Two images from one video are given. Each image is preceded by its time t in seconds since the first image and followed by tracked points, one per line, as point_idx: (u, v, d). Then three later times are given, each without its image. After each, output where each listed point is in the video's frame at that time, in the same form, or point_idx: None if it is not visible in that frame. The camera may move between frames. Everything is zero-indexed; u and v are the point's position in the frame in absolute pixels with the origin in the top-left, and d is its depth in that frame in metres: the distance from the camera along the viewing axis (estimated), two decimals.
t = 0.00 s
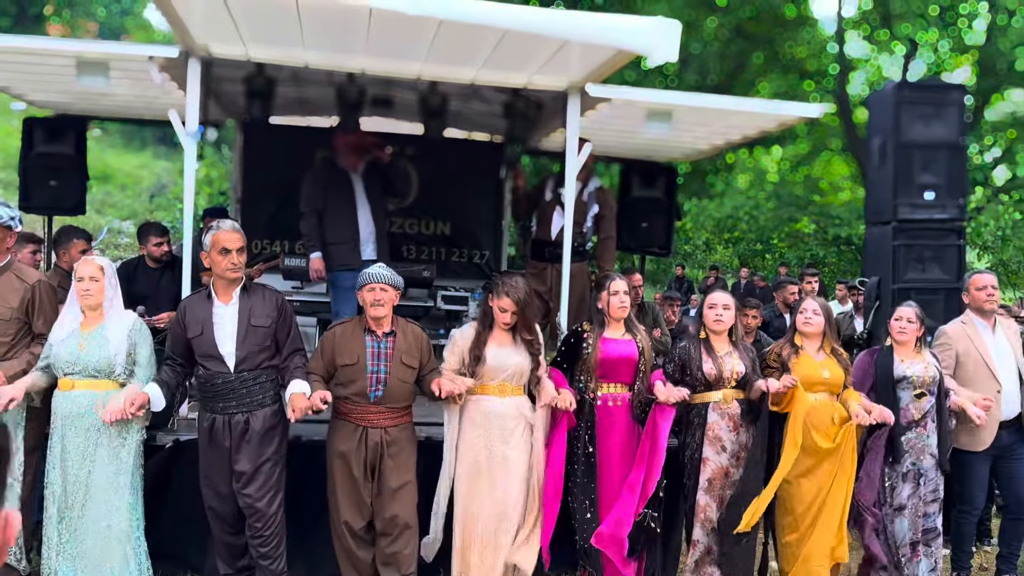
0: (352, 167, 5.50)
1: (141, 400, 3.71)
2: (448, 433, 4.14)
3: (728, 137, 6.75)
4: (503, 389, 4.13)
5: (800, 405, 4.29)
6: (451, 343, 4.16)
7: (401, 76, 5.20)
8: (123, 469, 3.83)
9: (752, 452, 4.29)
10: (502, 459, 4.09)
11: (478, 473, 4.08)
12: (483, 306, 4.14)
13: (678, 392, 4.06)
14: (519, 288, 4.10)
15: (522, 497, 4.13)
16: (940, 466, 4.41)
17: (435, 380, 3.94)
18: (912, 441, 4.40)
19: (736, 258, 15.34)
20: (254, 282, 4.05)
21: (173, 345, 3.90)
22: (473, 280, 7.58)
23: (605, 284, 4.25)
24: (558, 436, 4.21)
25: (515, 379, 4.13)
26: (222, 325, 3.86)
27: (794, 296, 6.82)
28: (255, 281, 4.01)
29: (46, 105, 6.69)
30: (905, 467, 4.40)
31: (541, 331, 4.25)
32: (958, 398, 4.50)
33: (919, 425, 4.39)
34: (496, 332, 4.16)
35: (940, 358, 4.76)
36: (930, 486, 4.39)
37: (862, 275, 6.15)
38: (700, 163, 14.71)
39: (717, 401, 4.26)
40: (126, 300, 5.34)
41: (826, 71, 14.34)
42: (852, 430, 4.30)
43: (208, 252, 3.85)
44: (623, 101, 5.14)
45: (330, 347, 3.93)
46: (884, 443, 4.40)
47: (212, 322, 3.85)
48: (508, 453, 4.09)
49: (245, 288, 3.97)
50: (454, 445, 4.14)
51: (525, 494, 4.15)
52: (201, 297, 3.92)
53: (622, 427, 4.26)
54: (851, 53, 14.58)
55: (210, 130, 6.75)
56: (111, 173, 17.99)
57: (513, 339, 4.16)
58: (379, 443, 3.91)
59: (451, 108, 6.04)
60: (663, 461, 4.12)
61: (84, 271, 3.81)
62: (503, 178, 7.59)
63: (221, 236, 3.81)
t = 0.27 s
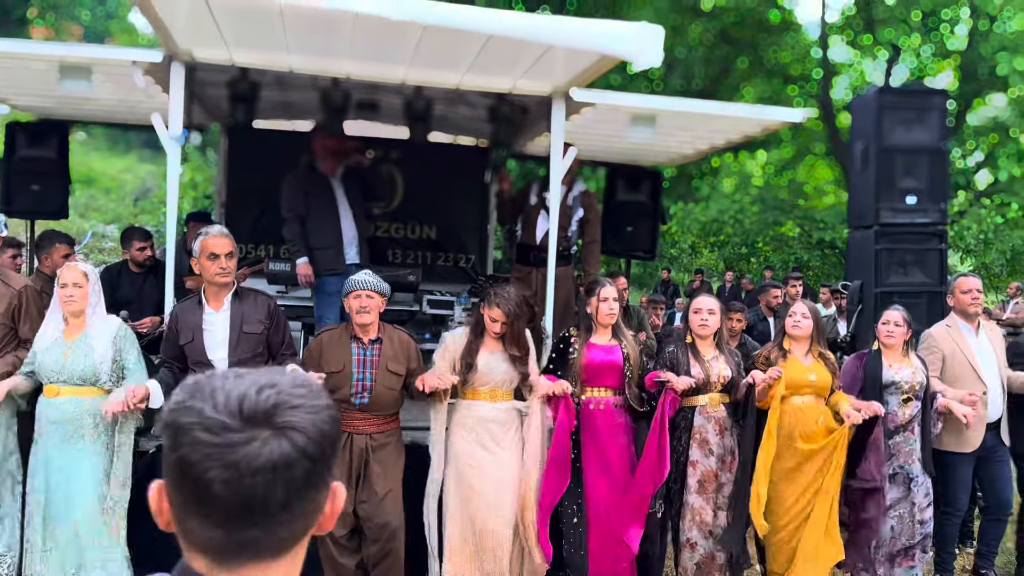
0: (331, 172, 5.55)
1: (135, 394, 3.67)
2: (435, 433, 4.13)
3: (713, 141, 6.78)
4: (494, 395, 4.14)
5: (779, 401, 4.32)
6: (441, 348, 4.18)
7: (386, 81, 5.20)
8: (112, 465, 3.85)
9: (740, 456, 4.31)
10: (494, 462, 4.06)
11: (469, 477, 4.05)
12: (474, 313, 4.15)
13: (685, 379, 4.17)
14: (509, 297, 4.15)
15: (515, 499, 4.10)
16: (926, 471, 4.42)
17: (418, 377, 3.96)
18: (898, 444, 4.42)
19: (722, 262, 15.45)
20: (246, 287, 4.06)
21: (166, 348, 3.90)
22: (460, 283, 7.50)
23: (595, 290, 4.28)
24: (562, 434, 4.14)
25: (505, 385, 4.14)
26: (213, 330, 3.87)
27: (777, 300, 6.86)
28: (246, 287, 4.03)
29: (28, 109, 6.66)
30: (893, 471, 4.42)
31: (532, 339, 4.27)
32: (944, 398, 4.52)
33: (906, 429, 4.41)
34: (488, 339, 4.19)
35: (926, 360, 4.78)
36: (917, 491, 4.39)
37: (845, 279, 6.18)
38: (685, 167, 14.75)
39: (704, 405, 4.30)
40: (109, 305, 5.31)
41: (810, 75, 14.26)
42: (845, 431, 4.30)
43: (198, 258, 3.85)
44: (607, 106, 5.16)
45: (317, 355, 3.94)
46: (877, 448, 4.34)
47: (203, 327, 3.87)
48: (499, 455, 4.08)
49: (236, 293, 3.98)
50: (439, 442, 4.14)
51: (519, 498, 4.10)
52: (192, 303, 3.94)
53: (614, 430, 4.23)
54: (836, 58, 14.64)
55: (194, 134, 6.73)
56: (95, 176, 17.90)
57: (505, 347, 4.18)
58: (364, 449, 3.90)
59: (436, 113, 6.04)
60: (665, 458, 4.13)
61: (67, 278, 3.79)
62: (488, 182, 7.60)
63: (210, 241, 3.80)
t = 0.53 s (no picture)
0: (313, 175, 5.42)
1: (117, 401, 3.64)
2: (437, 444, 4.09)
3: (697, 146, 6.80)
4: (494, 402, 4.08)
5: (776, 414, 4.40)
6: (441, 355, 4.17)
7: (370, 85, 5.19)
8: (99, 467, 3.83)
9: (735, 461, 4.42)
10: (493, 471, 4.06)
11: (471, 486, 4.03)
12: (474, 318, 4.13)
13: (671, 396, 4.22)
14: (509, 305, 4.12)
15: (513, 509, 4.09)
16: (916, 474, 4.50)
17: (422, 403, 3.91)
18: (892, 448, 4.49)
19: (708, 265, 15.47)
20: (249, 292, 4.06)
21: (165, 352, 3.87)
22: (445, 288, 7.59)
23: (592, 295, 4.38)
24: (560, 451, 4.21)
25: (506, 392, 4.09)
26: (218, 335, 3.87)
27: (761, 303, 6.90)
28: (251, 295, 4.03)
29: (9, 112, 6.62)
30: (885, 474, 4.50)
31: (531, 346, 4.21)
32: (942, 413, 4.51)
33: (901, 434, 4.46)
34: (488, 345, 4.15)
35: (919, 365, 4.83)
36: (907, 493, 4.48)
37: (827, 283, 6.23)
38: (671, 172, 14.79)
39: (699, 410, 4.39)
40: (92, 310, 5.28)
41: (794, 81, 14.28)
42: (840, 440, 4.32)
43: (201, 263, 3.88)
44: (592, 111, 5.17)
45: (315, 364, 3.90)
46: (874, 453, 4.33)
47: (208, 333, 3.86)
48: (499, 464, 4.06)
49: (240, 298, 3.99)
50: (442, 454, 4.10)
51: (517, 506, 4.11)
52: (196, 307, 3.94)
53: (612, 437, 4.34)
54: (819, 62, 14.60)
55: (178, 138, 6.71)
56: (78, 179, 17.81)
57: (504, 355, 4.13)
58: (361, 456, 3.89)
59: (422, 117, 6.03)
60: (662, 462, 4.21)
61: (58, 282, 3.77)
62: (474, 186, 7.61)
63: (213, 245, 3.84)
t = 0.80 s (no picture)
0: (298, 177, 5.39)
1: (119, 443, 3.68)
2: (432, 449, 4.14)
3: (686, 149, 6.82)
4: (497, 405, 4.13)
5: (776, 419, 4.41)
6: (444, 358, 4.18)
7: (359, 87, 5.18)
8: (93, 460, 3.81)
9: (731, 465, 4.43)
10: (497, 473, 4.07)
11: (477, 488, 4.04)
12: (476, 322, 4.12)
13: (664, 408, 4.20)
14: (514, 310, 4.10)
15: (516, 513, 4.09)
16: (911, 479, 4.51)
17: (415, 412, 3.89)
18: (889, 453, 4.48)
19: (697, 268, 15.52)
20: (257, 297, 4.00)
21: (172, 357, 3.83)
22: (434, 291, 7.59)
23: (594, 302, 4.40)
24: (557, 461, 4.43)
25: (510, 396, 4.14)
26: (225, 342, 3.80)
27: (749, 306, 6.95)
28: (257, 300, 3.97)
29: None
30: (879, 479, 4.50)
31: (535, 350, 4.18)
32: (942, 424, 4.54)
33: (896, 438, 4.46)
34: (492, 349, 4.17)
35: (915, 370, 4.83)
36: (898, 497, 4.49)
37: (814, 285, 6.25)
38: (659, 174, 14.82)
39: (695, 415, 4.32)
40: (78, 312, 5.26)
41: (783, 84, 14.46)
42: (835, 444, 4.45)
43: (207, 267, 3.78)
44: (580, 114, 5.17)
45: (315, 367, 3.90)
46: (861, 462, 4.44)
47: (213, 339, 3.79)
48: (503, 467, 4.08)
49: (247, 303, 3.92)
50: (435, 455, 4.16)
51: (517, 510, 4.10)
52: (202, 312, 3.87)
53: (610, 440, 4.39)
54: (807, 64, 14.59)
55: (165, 140, 6.67)
56: (64, 182, 17.72)
57: (508, 360, 4.14)
58: (361, 459, 3.89)
59: (410, 120, 6.02)
60: (662, 464, 4.34)
61: (54, 287, 3.72)
62: (463, 189, 7.61)
63: (220, 249, 3.74)
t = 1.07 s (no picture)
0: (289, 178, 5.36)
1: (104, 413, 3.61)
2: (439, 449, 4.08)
3: (677, 150, 6.83)
4: (493, 404, 4.14)
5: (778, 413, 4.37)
6: (441, 355, 4.15)
7: (351, 88, 5.18)
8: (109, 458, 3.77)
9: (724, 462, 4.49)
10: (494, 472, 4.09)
11: (475, 487, 4.07)
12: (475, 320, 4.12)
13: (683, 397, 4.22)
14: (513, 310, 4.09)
15: (510, 516, 4.14)
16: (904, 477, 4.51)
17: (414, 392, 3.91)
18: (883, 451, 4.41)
19: (689, 269, 15.53)
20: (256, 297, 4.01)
21: (167, 353, 3.83)
22: (426, 291, 7.56)
23: (588, 299, 4.39)
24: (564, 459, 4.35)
25: (505, 395, 4.15)
26: (222, 340, 3.81)
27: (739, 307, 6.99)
28: (257, 299, 3.97)
29: None
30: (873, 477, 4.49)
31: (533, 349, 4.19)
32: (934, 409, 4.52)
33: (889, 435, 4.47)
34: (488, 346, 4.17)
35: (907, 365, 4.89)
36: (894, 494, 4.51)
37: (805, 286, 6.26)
38: (651, 175, 14.84)
39: (689, 411, 4.43)
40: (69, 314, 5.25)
41: (774, 86, 14.46)
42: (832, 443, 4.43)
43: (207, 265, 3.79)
44: (573, 115, 5.18)
45: (310, 365, 3.91)
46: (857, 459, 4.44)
47: (212, 337, 3.81)
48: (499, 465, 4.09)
49: (246, 303, 3.94)
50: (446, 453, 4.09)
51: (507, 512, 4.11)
52: (202, 311, 3.89)
53: (605, 438, 4.38)
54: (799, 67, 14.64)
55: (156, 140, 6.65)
56: (55, 183, 17.66)
57: (507, 358, 4.14)
58: (354, 460, 3.88)
59: (402, 121, 6.01)
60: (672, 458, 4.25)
61: (54, 286, 3.72)
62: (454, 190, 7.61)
63: (222, 248, 3.74)
